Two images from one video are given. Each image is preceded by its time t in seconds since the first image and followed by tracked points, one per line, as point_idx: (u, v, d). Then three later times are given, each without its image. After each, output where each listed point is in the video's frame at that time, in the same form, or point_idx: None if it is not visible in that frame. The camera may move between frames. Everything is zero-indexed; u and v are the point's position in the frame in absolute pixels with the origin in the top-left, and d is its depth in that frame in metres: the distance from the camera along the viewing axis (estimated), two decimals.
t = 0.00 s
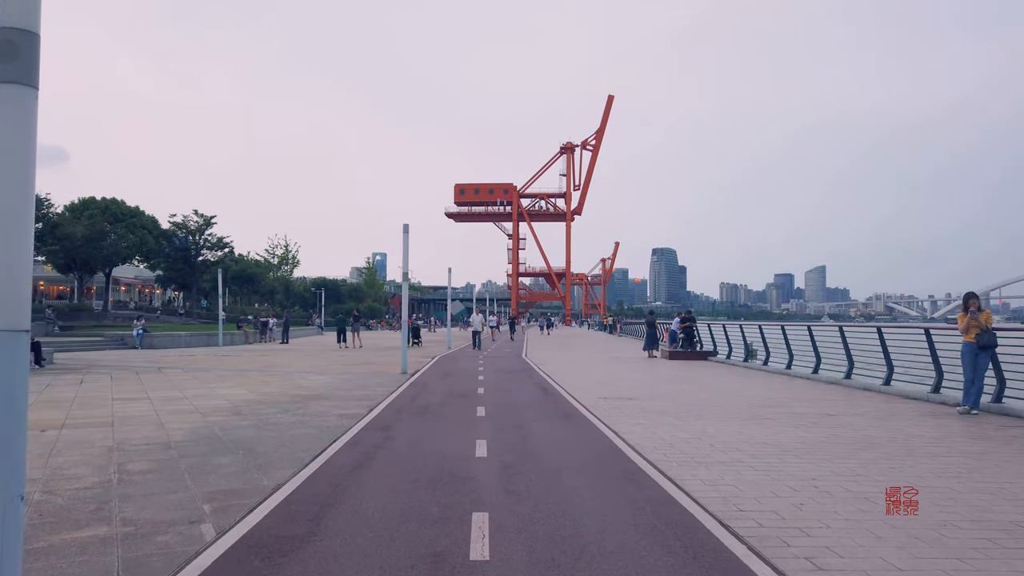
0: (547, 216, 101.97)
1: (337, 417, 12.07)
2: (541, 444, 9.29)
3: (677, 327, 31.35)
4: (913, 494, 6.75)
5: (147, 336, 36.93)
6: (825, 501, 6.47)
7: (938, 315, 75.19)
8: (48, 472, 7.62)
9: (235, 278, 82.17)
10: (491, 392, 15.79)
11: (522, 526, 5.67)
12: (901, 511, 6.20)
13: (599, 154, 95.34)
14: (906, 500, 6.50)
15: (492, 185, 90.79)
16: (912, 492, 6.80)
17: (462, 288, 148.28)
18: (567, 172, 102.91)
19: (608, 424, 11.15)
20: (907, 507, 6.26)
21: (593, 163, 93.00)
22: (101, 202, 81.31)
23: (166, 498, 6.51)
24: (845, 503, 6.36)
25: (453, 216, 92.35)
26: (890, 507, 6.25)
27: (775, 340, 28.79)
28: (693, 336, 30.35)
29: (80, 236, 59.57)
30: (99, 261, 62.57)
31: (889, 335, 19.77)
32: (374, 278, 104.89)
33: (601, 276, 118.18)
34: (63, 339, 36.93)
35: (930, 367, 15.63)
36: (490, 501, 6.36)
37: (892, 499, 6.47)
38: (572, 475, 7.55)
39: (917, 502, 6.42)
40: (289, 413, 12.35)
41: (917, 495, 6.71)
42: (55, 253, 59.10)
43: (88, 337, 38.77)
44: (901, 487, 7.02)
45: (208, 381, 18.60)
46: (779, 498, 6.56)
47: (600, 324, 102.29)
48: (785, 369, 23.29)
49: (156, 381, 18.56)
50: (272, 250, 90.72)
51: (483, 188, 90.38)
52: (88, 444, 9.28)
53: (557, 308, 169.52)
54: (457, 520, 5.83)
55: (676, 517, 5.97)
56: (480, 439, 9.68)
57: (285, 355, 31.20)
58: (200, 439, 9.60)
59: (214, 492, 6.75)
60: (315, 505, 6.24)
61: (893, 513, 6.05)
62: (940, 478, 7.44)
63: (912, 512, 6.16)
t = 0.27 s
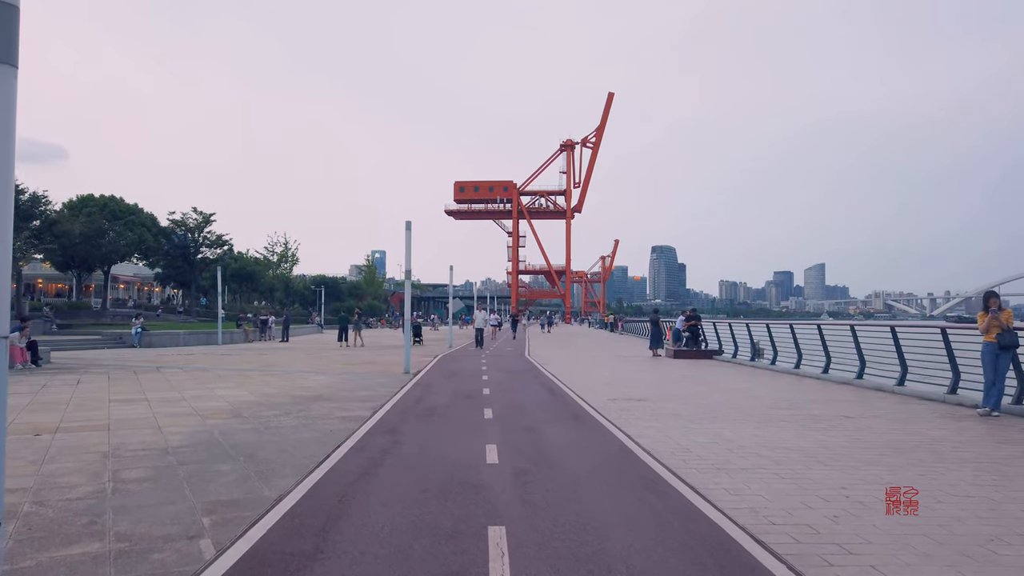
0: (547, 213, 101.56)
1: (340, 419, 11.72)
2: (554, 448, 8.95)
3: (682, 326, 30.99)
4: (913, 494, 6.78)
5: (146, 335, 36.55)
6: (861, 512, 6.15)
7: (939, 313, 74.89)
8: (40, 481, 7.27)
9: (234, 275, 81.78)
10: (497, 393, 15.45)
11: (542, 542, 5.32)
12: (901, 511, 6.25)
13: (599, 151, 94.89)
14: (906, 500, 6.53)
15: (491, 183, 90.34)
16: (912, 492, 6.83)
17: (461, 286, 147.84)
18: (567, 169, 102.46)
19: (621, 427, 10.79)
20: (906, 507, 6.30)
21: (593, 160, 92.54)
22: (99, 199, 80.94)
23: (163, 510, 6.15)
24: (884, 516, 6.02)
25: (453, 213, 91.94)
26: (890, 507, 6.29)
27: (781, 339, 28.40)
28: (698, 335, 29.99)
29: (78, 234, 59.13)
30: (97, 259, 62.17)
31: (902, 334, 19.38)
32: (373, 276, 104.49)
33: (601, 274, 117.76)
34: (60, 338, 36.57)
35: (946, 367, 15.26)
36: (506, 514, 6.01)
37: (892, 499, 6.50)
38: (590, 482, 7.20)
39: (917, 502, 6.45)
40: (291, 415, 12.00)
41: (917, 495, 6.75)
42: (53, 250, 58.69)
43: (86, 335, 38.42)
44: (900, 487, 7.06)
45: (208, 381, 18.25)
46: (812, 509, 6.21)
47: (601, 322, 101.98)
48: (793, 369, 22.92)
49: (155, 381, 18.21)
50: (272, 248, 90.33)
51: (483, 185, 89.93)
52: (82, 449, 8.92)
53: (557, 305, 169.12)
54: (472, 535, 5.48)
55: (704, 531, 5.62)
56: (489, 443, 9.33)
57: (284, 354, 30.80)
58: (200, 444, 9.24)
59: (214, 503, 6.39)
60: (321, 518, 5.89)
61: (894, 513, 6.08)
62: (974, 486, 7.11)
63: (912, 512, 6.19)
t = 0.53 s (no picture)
0: (550, 213, 101.15)
1: (347, 422, 11.34)
2: (572, 453, 8.55)
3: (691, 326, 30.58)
4: (913, 494, 6.75)
5: (148, 335, 36.26)
6: (907, 525, 5.76)
7: (944, 313, 74.41)
8: (33, 489, 6.90)
9: (237, 275, 81.56)
10: (507, 394, 15.06)
11: (570, 558, 4.94)
12: (900, 511, 6.21)
13: (602, 150, 94.43)
14: (906, 500, 6.50)
15: (494, 183, 89.96)
16: (912, 492, 6.81)
17: (465, 286, 147.48)
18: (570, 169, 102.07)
19: (639, 430, 10.39)
20: (906, 507, 6.27)
21: (597, 159, 92.09)
22: (102, 199, 80.87)
23: (163, 523, 5.76)
24: (933, 529, 5.62)
25: (456, 213, 91.59)
26: (889, 507, 6.26)
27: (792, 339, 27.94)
28: (706, 335, 29.57)
29: (81, 234, 58.89)
30: (99, 259, 61.97)
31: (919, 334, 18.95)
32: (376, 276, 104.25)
33: (604, 274, 117.35)
34: (62, 338, 36.33)
35: (969, 368, 14.82)
36: (529, 527, 5.62)
37: (892, 499, 6.46)
38: (614, 491, 6.81)
39: (917, 502, 6.42)
40: (296, 418, 11.61)
41: (917, 495, 6.71)
42: (56, 249, 58.53)
43: (88, 336, 38.18)
44: (901, 487, 7.04)
45: (211, 382, 17.91)
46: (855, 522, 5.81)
47: (604, 322, 101.56)
48: (807, 369, 22.50)
49: (157, 382, 17.87)
50: (274, 248, 90.12)
51: (486, 185, 89.51)
52: (80, 455, 8.54)
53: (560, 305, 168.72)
54: (494, 550, 5.09)
55: (743, 545, 5.22)
56: (504, 448, 8.94)
57: (288, 354, 30.48)
58: (202, 449, 8.86)
59: (217, 514, 6.01)
60: (332, 531, 5.52)
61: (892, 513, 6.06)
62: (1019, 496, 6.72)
63: (910, 512, 6.16)
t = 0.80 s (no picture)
0: (553, 213, 100.73)
1: (353, 428, 10.95)
2: (591, 463, 8.16)
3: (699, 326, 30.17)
4: (914, 494, 6.86)
5: (149, 335, 35.89)
6: (961, 543, 5.37)
7: (947, 313, 73.92)
8: (24, 501, 6.52)
9: (240, 275, 81.24)
10: (517, 397, 14.66)
11: None
12: (901, 511, 6.29)
13: (604, 150, 93.97)
14: (906, 500, 6.59)
15: (497, 182, 89.47)
16: (912, 493, 6.91)
17: (467, 286, 147.07)
18: (573, 169, 101.63)
19: (658, 437, 9.97)
20: (906, 507, 6.35)
21: (599, 159, 91.64)
22: (104, 199, 80.58)
23: (160, 541, 5.35)
24: (990, 548, 5.23)
25: (458, 213, 91.16)
26: (890, 507, 6.34)
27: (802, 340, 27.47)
28: (715, 336, 29.14)
29: (82, 233, 58.53)
30: (101, 259, 61.65)
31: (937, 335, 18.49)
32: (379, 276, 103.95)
33: (606, 274, 116.91)
34: (63, 338, 35.96)
35: (992, 370, 14.39)
36: (553, 545, 5.24)
37: (893, 499, 6.56)
38: (639, 505, 6.40)
39: (917, 502, 6.52)
40: (301, 423, 11.21)
41: (918, 495, 6.82)
42: (57, 249, 58.19)
43: (90, 336, 37.78)
44: (901, 487, 7.13)
45: (214, 384, 17.53)
46: (904, 541, 5.41)
47: (607, 322, 101.15)
48: (820, 371, 22.05)
49: (158, 384, 17.50)
50: (277, 248, 89.75)
51: (488, 185, 89.06)
52: (75, 463, 8.13)
53: (563, 305, 168.44)
54: (519, 573, 4.70)
55: (787, 568, 4.82)
56: (519, 456, 8.53)
57: (291, 355, 30.13)
58: (203, 457, 8.47)
59: (218, 531, 5.61)
60: (343, 550, 5.13)
61: (894, 513, 6.13)
62: None
63: (912, 512, 6.25)
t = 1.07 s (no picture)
0: (554, 213, 100.37)
1: (357, 431, 10.54)
2: (609, 469, 7.77)
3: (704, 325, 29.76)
4: (913, 494, 6.81)
5: (148, 335, 35.52)
6: (1015, 558, 5.01)
7: (948, 313, 73.71)
8: (10, 511, 6.12)
9: (240, 275, 80.88)
10: (525, 398, 14.26)
11: None
12: (901, 510, 6.25)
13: (605, 150, 93.59)
14: (906, 500, 6.54)
15: (498, 182, 89.08)
16: (911, 492, 6.86)
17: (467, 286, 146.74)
18: (574, 168, 101.32)
19: (675, 441, 9.58)
20: (906, 507, 6.31)
21: (600, 159, 91.26)
22: (104, 198, 80.20)
23: (153, 557, 4.98)
24: None
25: (459, 213, 90.76)
26: (890, 507, 6.30)
27: (811, 340, 27.03)
28: (722, 336, 28.71)
29: (81, 233, 58.15)
30: (100, 258, 61.29)
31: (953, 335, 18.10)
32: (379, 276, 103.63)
33: (606, 274, 116.65)
34: (61, 338, 35.58)
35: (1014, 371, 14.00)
36: (578, 561, 4.86)
37: (892, 499, 6.51)
38: (664, 514, 6.03)
39: (917, 502, 6.48)
40: (302, 426, 10.80)
41: (917, 495, 6.77)
42: (56, 248, 57.84)
43: (88, 336, 37.41)
44: (900, 487, 7.08)
45: (213, 385, 17.13)
46: (953, 556, 5.04)
47: (608, 322, 100.72)
48: (831, 371, 21.67)
49: (157, 385, 17.10)
50: (277, 247, 89.37)
51: (489, 184, 88.62)
52: (67, 469, 7.75)
53: (563, 305, 168.26)
54: None
55: None
56: (532, 461, 8.14)
57: (292, 355, 29.78)
58: (201, 462, 8.07)
59: (216, 545, 5.23)
60: (351, 568, 4.76)
61: (893, 513, 6.09)
62: None
63: (911, 511, 6.20)
